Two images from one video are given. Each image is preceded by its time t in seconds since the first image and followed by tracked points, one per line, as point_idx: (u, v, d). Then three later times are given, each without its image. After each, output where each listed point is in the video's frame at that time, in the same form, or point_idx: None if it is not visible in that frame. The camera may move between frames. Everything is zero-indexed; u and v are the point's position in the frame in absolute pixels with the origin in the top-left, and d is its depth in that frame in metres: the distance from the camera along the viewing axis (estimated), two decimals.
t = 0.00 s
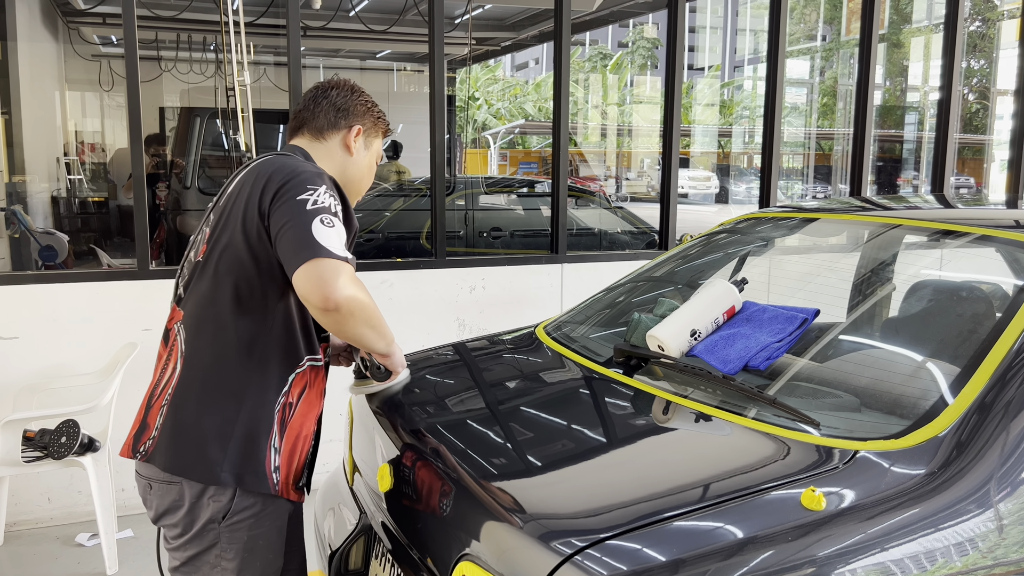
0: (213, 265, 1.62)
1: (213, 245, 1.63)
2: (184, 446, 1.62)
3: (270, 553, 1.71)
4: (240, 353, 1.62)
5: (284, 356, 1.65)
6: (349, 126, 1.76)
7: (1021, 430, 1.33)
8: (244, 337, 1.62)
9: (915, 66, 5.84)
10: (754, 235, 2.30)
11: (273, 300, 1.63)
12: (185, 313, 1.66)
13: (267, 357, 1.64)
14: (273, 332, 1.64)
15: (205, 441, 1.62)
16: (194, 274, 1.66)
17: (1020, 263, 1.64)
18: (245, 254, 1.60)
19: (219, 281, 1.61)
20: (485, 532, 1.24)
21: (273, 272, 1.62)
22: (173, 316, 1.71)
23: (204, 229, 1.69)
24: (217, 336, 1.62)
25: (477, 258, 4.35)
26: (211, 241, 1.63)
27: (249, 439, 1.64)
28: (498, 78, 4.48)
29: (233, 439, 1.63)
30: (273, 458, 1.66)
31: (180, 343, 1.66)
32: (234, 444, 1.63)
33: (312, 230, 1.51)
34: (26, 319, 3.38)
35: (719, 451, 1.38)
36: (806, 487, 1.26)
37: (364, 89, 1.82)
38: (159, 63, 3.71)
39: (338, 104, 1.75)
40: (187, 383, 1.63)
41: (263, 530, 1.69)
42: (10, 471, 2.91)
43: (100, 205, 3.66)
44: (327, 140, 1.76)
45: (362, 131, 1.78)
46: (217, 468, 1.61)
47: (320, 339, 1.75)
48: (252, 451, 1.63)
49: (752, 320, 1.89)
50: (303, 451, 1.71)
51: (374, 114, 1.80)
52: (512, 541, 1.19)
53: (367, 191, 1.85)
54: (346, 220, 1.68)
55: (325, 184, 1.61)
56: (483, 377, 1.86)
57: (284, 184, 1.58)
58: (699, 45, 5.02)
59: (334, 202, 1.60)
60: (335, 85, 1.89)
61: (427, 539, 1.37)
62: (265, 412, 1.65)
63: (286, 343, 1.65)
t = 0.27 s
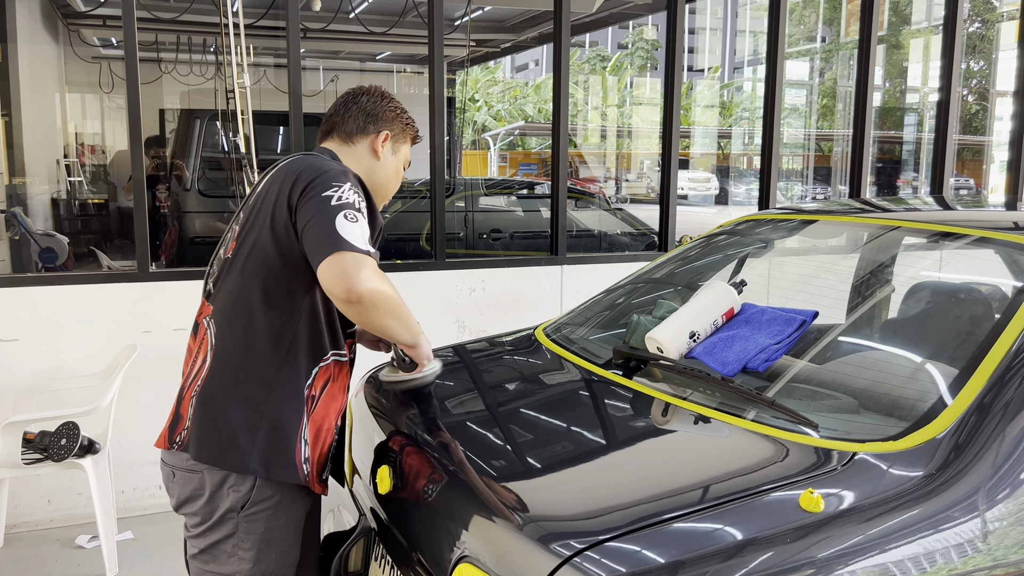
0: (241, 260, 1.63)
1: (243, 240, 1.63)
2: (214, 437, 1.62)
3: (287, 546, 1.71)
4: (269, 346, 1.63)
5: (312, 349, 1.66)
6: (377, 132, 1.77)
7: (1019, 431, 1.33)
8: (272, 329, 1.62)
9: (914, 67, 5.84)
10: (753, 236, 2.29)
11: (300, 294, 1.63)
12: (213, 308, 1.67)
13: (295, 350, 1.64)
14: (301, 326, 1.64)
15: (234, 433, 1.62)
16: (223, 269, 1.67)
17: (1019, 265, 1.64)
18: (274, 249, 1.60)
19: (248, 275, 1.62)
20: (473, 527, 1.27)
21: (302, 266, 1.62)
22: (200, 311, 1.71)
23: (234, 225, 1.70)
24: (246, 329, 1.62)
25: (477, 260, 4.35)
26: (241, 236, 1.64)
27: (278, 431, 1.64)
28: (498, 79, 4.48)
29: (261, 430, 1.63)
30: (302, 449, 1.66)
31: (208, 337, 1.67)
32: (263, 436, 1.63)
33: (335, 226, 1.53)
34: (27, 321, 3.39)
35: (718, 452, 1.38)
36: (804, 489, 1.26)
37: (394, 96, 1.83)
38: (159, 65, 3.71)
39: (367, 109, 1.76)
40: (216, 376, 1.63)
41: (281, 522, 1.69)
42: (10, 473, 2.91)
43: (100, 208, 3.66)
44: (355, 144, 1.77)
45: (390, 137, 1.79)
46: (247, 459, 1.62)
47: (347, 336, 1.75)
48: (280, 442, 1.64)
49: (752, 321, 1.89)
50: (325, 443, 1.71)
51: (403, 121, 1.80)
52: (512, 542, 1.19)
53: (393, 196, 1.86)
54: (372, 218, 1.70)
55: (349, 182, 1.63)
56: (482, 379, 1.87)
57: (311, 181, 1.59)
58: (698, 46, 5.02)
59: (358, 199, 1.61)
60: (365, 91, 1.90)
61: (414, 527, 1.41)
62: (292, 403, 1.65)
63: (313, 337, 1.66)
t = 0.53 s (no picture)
0: (258, 252, 1.64)
1: (261, 233, 1.65)
2: (224, 425, 1.62)
3: (291, 539, 1.68)
4: (281, 337, 1.63)
5: (324, 343, 1.66)
6: (397, 135, 1.77)
7: (1016, 430, 1.34)
8: (285, 320, 1.62)
9: (912, 67, 5.85)
10: (751, 236, 2.30)
11: (314, 287, 1.63)
12: (231, 300, 1.69)
13: (307, 342, 1.64)
14: (314, 319, 1.64)
15: (243, 422, 1.62)
16: (242, 262, 1.68)
17: (1017, 265, 1.65)
18: (289, 242, 1.61)
19: (264, 267, 1.63)
20: (464, 520, 1.30)
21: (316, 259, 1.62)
22: (219, 304, 1.73)
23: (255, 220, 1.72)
24: (259, 321, 1.63)
25: (475, 260, 4.35)
26: (259, 230, 1.66)
27: (286, 421, 1.63)
28: (497, 80, 4.49)
29: (271, 419, 1.63)
30: (311, 439, 1.65)
31: (225, 328, 1.69)
32: (271, 426, 1.63)
33: (359, 220, 1.54)
34: (26, 322, 3.39)
35: (716, 452, 1.38)
36: (801, 489, 1.26)
37: (416, 100, 1.83)
38: (158, 66, 3.71)
39: (388, 113, 1.77)
40: (230, 365, 1.64)
41: (286, 513, 1.66)
42: (9, 475, 2.91)
43: (99, 208, 3.66)
44: (375, 146, 1.78)
45: (409, 140, 1.78)
46: (255, 448, 1.61)
47: (362, 333, 1.73)
48: (288, 433, 1.63)
49: (750, 322, 1.90)
50: (332, 436, 1.69)
51: (424, 125, 1.80)
52: (511, 543, 1.20)
53: (413, 199, 1.86)
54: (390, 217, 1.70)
55: (368, 179, 1.63)
56: (481, 379, 1.87)
57: (330, 178, 1.60)
58: (697, 47, 5.03)
59: (377, 196, 1.62)
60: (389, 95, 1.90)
61: (405, 519, 1.45)
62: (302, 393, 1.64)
63: (326, 330, 1.65)
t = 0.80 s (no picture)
0: (265, 249, 1.64)
1: (269, 231, 1.65)
2: (224, 419, 1.63)
3: (287, 535, 1.69)
4: (283, 334, 1.62)
5: (326, 342, 1.65)
6: (407, 140, 1.77)
7: (1012, 428, 1.34)
8: (288, 317, 1.62)
9: (910, 67, 5.85)
10: (749, 235, 2.30)
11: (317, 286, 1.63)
12: (236, 296, 1.69)
13: (309, 340, 1.63)
14: (317, 317, 1.64)
15: (244, 416, 1.62)
16: (249, 258, 1.69)
17: (1013, 264, 1.65)
18: (296, 240, 1.61)
19: (270, 264, 1.63)
20: (458, 517, 1.31)
21: (323, 259, 1.62)
22: (225, 299, 1.74)
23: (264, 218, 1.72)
24: (263, 316, 1.63)
25: (473, 260, 4.35)
26: (267, 227, 1.66)
27: (287, 418, 1.63)
28: (495, 80, 4.49)
29: (271, 414, 1.63)
30: (308, 437, 1.65)
31: (229, 323, 1.69)
32: (271, 421, 1.63)
33: (380, 223, 1.55)
34: (23, 322, 3.39)
35: (712, 452, 1.39)
36: (797, 488, 1.27)
37: (427, 105, 1.83)
38: (156, 66, 3.72)
39: (399, 118, 1.77)
40: (233, 360, 1.64)
41: (283, 509, 1.67)
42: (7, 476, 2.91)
43: (97, 209, 3.66)
44: (385, 151, 1.78)
45: (420, 145, 1.79)
46: (253, 442, 1.61)
47: (366, 335, 1.72)
48: (287, 429, 1.63)
49: (746, 321, 1.90)
50: (330, 436, 1.70)
51: (434, 130, 1.81)
52: (508, 543, 1.20)
53: (423, 202, 1.87)
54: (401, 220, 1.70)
55: (380, 183, 1.64)
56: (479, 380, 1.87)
57: (343, 180, 1.60)
58: (695, 46, 5.03)
59: (390, 199, 1.63)
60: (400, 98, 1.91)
61: (400, 516, 1.47)
62: (303, 390, 1.64)
63: (328, 329, 1.65)
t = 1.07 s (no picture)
0: (268, 246, 1.64)
1: (272, 228, 1.65)
2: (224, 414, 1.63)
3: (286, 531, 1.69)
4: (284, 331, 1.63)
5: (326, 340, 1.65)
6: (411, 141, 1.77)
7: (1009, 424, 1.34)
8: (289, 314, 1.62)
9: (907, 64, 5.86)
10: (747, 233, 2.30)
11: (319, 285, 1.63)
12: (238, 292, 1.69)
13: (309, 338, 1.64)
14: (318, 315, 1.64)
15: (244, 411, 1.62)
16: (252, 254, 1.69)
17: (1010, 261, 1.65)
18: (299, 238, 1.61)
19: (272, 261, 1.63)
20: (455, 514, 1.31)
21: (326, 258, 1.61)
22: (226, 295, 1.74)
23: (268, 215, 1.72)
24: (264, 313, 1.63)
25: (470, 258, 4.35)
26: (271, 224, 1.66)
27: (286, 414, 1.63)
28: (493, 78, 4.49)
29: (270, 410, 1.63)
30: (307, 433, 1.65)
31: (230, 319, 1.69)
32: (271, 417, 1.63)
33: (391, 223, 1.55)
34: (20, 320, 3.38)
35: (708, 449, 1.39)
36: (793, 485, 1.27)
37: (432, 107, 1.83)
38: (153, 64, 3.72)
39: (403, 119, 1.77)
40: (233, 355, 1.64)
41: (282, 505, 1.67)
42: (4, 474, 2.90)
43: (94, 207, 3.65)
44: (389, 152, 1.78)
45: (424, 147, 1.79)
46: (253, 438, 1.62)
47: (366, 334, 1.72)
48: (286, 425, 1.63)
49: (742, 319, 1.90)
50: (328, 433, 1.70)
51: (439, 132, 1.81)
52: (505, 540, 1.20)
53: (425, 204, 1.87)
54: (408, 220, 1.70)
55: (388, 183, 1.63)
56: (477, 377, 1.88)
57: (349, 180, 1.60)
58: (693, 44, 5.03)
59: (398, 199, 1.63)
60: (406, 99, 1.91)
61: (396, 512, 1.47)
62: (303, 387, 1.64)
63: (329, 327, 1.65)
